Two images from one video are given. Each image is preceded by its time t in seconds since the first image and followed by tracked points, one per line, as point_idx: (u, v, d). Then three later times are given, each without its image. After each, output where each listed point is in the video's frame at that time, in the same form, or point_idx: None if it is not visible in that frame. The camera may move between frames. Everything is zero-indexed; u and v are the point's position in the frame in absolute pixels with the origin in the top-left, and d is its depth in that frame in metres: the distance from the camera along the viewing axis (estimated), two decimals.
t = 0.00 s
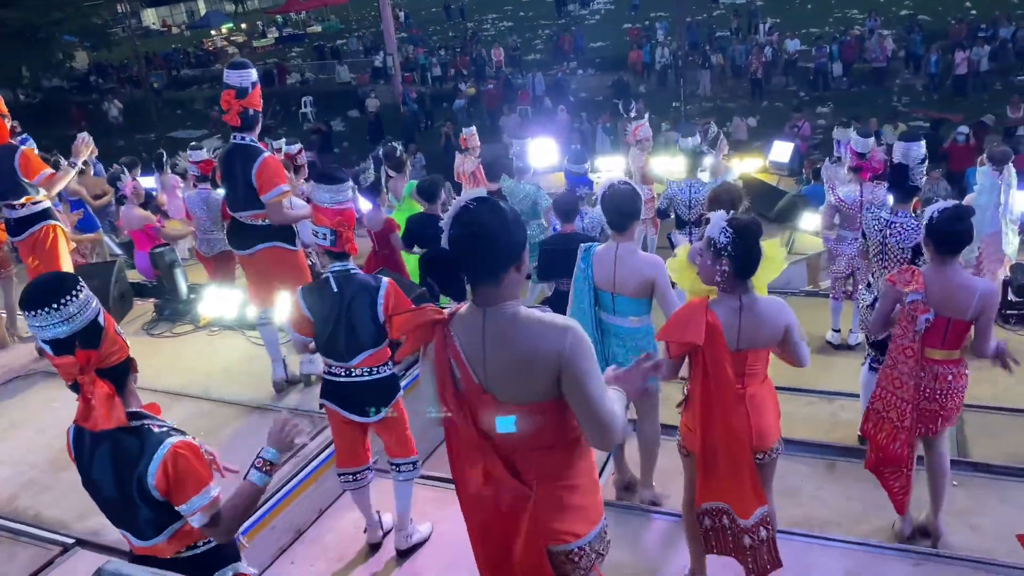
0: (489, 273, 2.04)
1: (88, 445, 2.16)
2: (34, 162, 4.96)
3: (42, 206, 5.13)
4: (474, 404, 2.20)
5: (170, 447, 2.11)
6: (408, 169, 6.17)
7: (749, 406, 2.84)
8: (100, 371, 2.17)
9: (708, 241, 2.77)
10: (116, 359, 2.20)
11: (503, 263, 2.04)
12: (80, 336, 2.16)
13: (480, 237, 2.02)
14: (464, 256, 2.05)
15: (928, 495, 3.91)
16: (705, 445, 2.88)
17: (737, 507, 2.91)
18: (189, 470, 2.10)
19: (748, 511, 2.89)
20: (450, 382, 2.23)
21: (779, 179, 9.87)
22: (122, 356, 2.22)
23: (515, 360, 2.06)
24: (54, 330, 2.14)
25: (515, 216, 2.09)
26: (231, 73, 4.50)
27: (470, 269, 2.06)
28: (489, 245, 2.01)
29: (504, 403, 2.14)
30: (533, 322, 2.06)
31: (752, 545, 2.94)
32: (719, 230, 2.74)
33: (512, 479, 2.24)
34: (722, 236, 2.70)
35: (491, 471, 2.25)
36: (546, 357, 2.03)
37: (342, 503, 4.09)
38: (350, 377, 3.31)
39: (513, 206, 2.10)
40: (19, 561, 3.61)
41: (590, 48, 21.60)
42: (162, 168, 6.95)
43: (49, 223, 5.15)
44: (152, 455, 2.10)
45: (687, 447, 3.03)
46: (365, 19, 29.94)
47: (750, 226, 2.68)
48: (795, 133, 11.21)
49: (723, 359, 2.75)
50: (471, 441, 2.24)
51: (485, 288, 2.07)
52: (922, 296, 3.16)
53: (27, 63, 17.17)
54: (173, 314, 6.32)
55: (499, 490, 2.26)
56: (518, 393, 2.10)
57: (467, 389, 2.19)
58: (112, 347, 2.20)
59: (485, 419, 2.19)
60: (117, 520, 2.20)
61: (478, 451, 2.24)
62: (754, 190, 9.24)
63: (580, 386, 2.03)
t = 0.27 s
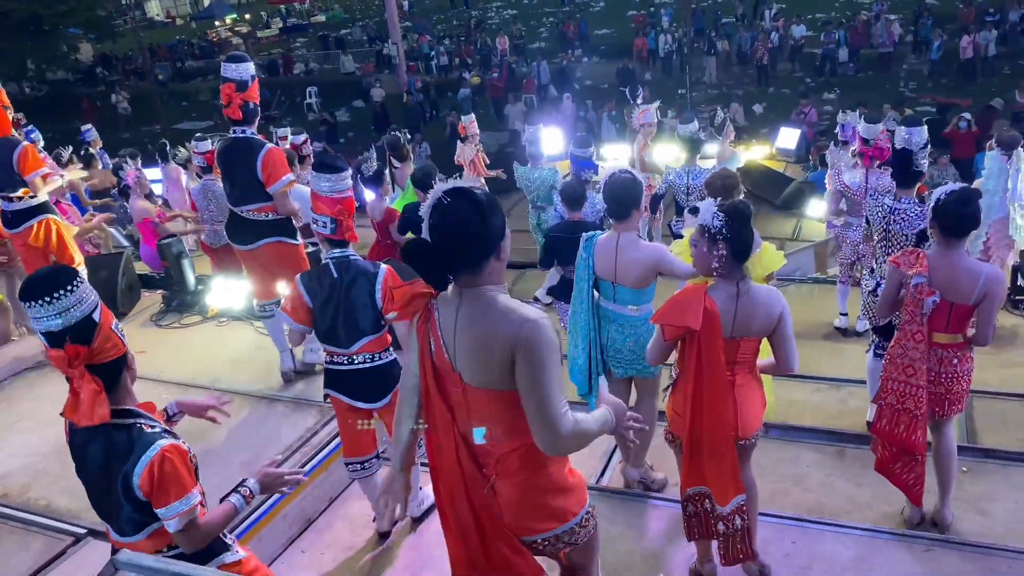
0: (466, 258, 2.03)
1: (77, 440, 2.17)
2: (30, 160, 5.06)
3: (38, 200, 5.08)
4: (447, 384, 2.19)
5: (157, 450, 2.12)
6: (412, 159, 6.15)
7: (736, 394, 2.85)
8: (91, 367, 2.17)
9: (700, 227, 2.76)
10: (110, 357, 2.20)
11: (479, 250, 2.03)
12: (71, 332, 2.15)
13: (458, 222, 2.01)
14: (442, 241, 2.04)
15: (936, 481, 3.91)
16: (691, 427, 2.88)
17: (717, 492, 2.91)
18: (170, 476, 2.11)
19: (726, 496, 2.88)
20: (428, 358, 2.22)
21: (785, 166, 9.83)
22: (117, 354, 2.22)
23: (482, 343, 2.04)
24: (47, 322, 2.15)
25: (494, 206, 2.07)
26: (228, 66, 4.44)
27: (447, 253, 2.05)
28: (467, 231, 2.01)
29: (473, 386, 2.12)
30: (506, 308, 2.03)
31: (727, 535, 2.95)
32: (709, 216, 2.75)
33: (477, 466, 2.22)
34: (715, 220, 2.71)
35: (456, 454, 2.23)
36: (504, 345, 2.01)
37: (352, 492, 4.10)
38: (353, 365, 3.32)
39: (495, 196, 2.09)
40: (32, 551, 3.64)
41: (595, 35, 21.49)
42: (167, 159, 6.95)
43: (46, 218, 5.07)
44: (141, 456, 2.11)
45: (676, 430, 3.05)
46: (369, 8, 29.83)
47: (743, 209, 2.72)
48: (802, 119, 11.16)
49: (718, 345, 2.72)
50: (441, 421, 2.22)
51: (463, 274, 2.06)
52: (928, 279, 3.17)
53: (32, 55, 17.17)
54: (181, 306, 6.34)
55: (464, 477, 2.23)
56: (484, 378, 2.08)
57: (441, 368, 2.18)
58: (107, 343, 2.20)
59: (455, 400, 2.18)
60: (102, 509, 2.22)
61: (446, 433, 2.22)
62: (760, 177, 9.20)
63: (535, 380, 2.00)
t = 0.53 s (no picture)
0: (460, 257, 1.96)
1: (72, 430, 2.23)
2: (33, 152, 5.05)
3: (43, 194, 5.16)
4: (441, 381, 2.17)
5: (147, 446, 2.12)
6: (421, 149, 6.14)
7: (744, 383, 2.86)
8: (78, 362, 2.19)
9: (709, 217, 2.75)
10: (102, 352, 2.20)
11: (473, 249, 1.95)
12: (62, 324, 2.18)
13: (450, 221, 1.93)
14: (434, 240, 1.97)
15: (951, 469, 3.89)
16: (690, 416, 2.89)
17: (706, 488, 2.91)
18: (159, 473, 2.10)
19: (715, 489, 2.87)
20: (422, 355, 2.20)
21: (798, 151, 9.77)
22: (110, 349, 2.22)
23: (472, 343, 1.98)
24: (39, 313, 2.20)
25: (492, 201, 1.99)
26: (232, 58, 4.46)
27: (438, 251, 1.98)
28: (461, 230, 1.93)
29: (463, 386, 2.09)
30: (498, 306, 1.95)
31: (719, 528, 2.93)
32: (719, 204, 2.72)
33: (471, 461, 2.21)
34: (723, 209, 2.69)
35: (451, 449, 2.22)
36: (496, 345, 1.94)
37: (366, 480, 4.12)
38: (361, 358, 3.36)
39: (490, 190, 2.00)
40: (51, 540, 3.68)
41: (605, 21, 21.36)
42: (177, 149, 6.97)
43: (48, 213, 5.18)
44: (131, 451, 2.12)
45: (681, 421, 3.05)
46: None
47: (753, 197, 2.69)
48: (815, 104, 11.07)
49: (727, 336, 2.71)
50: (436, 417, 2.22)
51: (456, 273, 2.00)
52: (934, 269, 3.16)
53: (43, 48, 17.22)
54: (194, 296, 6.37)
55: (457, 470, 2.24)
56: (475, 379, 2.04)
57: (434, 365, 2.16)
58: (96, 340, 2.19)
59: (448, 397, 2.16)
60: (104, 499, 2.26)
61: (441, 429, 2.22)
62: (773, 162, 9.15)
63: (529, 380, 1.92)
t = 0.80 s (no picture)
0: (470, 250, 1.86)
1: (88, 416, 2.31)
2: (47, 149, 5.10)
3: (63, 189, 5.22)
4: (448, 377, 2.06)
5: (148, 438, 2.13)
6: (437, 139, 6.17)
7: (775, 369, 2.83)
8: (85, 352, 2.24)
9: (737, 203, 2.75)
10: (107, 342, 2.22)
11: (486, 241, 1.86)
12: (69, 316, 2.22)
13: (460, 212, 1.85)
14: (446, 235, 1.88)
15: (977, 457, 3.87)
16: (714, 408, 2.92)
17: (722, 478, 2.97)
18: (159, 466, 2.11)
19: (732, 479, 2.94)
20: (426, 349, 2.10)
21: (819, 137, 9.68)
22: (116, 340, 2.23)
23: (484, 338, 1.88)
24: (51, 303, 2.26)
25: (508, 191, 1.91)
26: (249, 44, 4.46)
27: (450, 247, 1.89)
28: (473, 220, 1.84)
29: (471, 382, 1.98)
30: (506, 302, 1.86)
31: (734, 517, 2.98)
32: (748, 190, 2.73)
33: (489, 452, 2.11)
34: (751, 196, 2.69)
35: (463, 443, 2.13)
36: (517, 336, 1.83)
37: (391, 468, 4.14)
38: (392, 345, 3.39)
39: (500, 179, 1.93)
40: (82, 527, 3.74)
41: (624, 7, 21.23)
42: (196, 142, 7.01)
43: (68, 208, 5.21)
44: (135, 442, 2.13)
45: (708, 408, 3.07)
46: None
47: (782, 183, 2.67)
48: (836, 89, 10.96)
49: (749, 324, 2.72)
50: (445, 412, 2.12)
51: (468, 266, 1.89)
52: (953, 250, 3.15)
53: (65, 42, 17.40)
54: (218, 287, 6.42)
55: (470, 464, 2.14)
56: (487, 374, 1.93)
57: (441, 359, 2.05)
58: (103, 333, 2.21)
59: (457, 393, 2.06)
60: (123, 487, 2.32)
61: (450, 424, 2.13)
62: (793, 148, 9.07)
63: (558, 364, 1.83)
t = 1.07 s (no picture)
0: (487, 260, 1.83)
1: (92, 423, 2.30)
2: (55, 148, 5.14)
3: (75, 188, 5.34)
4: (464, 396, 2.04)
5: (147, 444, 2.14)
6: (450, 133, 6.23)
7: (814, 366, 2.77)
8: (92, 359, 2.24)
9: (765, 197, 2.74)
10: (113, 350, 2.23)
11: (502, 252, 1.82)
12: (79, 321, 2.23)
13: (473, 222, 1.81)
14: (461, 248, 1.84)
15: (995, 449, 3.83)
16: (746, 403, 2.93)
17: (754, 471, 2.97)
18: (158, 471, 2.12)
19: (764, 472, 2.96)
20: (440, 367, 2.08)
21: (833, 126, 9.61)
22: (122, 348, 2.24)
23: (506, 350, 1.85)
24: (59, 308, 2.25)
25: (519, 202, 1.87)
26: (260, 44, 4.45)
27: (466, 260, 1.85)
28: (489, 230, 1.80)
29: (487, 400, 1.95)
30: (526, 315, 1.83)
31: (767, 510, 3.01)
32: (776, 186, 2.70)
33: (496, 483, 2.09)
34: (779, 192, 2.66)
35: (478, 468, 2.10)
36: (541, 345, 1.80)
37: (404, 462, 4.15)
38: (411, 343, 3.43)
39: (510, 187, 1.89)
40: (98, 523, 3.77)
41: None
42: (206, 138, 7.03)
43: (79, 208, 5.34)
44: (136, 448, 2.15)
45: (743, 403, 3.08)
46: None
47: (810, 178, 2.63)
48: (850, 78, 10.87)
49: (780, 318, 2.75)
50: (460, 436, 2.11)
51: (486, 276, 1.85)
52: (968, 241, 3.12)
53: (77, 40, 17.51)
54: (231, 283, 6.44)
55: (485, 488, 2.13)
56: (507, 389, 1.89)
57: (456, 377, 2.04)
58: (111, 341, 2.22)
59: (472, 414, 2.03)
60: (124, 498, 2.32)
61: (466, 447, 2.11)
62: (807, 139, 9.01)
63: (587, 367, 1.79)
